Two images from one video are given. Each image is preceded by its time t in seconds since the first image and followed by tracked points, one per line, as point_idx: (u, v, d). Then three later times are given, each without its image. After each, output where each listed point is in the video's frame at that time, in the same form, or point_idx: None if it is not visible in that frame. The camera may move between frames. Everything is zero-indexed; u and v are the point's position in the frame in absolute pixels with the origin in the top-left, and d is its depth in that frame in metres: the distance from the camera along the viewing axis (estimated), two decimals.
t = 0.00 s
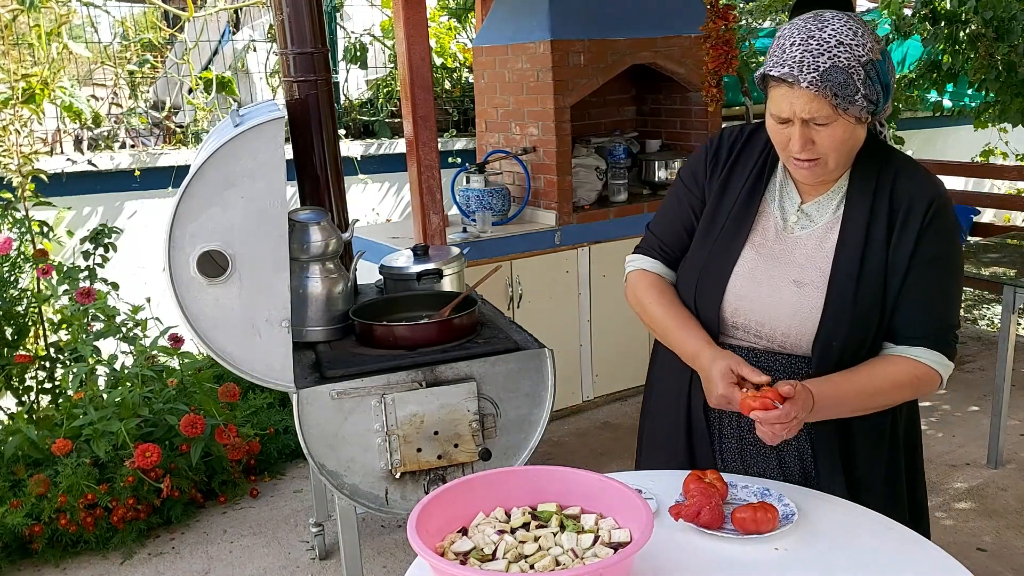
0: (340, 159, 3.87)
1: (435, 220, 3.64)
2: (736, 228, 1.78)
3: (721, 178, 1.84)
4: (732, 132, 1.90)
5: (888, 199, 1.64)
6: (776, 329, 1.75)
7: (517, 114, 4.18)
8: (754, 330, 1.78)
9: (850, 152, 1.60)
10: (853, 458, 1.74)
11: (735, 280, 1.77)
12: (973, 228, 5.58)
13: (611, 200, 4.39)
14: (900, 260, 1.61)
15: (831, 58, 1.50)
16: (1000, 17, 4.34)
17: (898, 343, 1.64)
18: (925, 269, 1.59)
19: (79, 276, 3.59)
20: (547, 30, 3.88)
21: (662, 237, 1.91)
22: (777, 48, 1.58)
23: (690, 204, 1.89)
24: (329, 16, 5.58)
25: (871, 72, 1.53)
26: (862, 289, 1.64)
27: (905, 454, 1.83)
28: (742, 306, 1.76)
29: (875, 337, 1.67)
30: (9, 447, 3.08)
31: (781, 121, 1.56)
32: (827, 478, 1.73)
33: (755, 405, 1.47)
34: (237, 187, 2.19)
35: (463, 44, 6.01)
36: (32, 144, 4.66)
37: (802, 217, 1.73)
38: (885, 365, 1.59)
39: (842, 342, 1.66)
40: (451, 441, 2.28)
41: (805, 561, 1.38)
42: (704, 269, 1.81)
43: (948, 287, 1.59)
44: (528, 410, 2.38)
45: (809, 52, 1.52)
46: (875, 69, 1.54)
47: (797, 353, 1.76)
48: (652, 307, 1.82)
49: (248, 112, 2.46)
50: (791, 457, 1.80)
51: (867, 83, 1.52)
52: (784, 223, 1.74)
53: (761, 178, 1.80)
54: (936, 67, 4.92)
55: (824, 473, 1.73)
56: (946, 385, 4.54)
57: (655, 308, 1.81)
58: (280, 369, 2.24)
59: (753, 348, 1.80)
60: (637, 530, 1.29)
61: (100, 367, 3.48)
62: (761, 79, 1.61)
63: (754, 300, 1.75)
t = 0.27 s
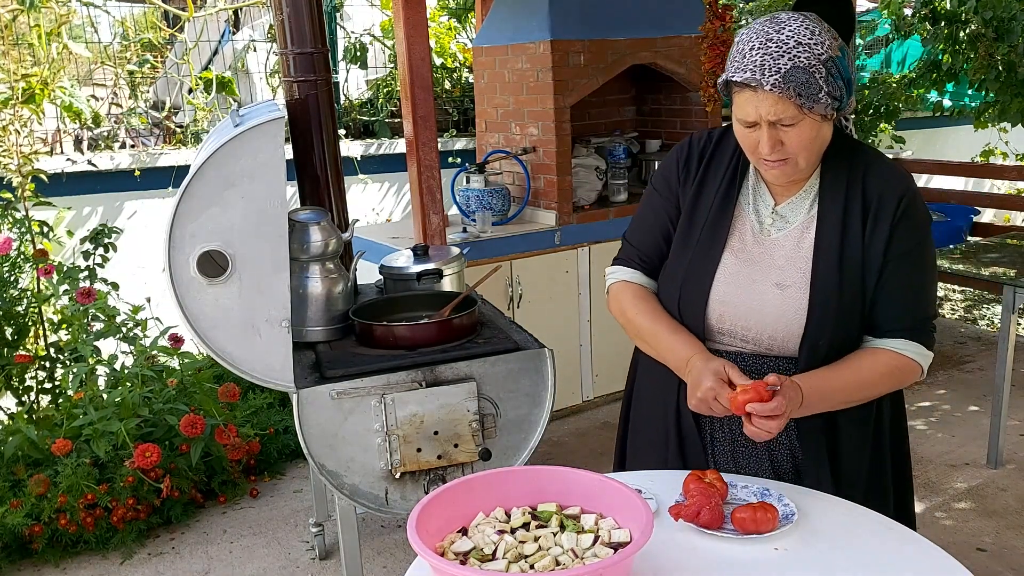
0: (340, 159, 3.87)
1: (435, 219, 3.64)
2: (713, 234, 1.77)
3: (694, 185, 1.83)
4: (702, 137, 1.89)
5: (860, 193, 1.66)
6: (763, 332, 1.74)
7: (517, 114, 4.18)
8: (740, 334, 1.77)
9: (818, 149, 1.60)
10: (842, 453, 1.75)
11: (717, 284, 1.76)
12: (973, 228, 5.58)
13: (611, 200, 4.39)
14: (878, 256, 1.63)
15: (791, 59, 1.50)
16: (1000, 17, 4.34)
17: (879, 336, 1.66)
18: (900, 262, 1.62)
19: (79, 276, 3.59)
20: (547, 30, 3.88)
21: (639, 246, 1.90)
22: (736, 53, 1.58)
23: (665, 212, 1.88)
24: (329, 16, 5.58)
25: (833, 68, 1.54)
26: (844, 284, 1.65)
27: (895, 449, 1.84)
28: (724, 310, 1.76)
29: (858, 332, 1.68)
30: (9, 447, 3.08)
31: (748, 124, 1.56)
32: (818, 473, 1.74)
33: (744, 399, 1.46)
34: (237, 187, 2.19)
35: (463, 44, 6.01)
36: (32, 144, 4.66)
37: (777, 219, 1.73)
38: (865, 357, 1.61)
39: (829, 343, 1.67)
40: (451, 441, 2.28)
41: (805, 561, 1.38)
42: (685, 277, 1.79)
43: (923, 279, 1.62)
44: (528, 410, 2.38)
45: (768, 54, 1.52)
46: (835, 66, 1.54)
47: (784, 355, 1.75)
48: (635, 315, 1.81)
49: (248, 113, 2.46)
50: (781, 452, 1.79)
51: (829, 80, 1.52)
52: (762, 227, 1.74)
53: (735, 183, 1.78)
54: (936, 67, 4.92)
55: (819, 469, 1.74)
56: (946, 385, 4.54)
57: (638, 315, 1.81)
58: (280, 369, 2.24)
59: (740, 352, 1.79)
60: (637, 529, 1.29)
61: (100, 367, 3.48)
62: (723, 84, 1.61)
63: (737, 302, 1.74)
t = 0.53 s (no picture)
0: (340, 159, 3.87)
1: (435, 219, 3.63)
2: (709, 237, 1.77)
3: (691, 187, 1.83)
4: (699, 138, 1.89)
5: (858, 193, 1.66)
6: (762, 333, 1.74)
7: (517, 114, 4.18)
8: (736, 336, 1.77)
9: (815, 149, 1.60)
10: (840, 450, 1.75)
11: (713, 287, 1.76)
12: (973, 228, 5.58)
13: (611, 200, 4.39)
14: (876, 257, 1.63)
15: (785, 61, 1.50)
16: (1000, 17, 4.35)
17: (881, 336, 1.66)
18: (900, 262, 1.62)
19: (79, 276, 3.59)
20: (547, 30, 3.88)
21: (636, 250, 1.91)
22: (731, 55, 1.58)
23: (662, 214, 1.88)
24: (329, 16, 5.58)
25: (827, 70, 1.53)
26: (842, 286, 1.65)
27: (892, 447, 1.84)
28: (721, 312, 1.76)
29: (857, 332, 1.68)
30: (9, 447, 3.08)
31: (743, 125, 1.56)
32: (817, 471, 1.73)
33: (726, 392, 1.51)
34: (236, 188, 2.19)
35: (463, 44, 6.01)
36: (31, 144, 4.66)
37: (775, 221, 1.73)
38: (872, 363, 1.60)
39: (826, 345, 1.67)
40: (451, 441, 2.28)
41: (805, 562, 1.38)
42: (682, 280, 1.80)
43: (923, 280, 1.62)
44: (528, 410, 2.38)
45: (763, 56, 1.51)
46: (831, 67, 1.54)
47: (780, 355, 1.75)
48: (627, 313, 1.82)
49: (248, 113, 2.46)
50: (776, 447, 1.79)
51: (825, 81, 1.52)
52: (758, 230, 1.74)
53: (731, 185, 1.78)
54: (936, 67, 4.92)
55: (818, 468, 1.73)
56: (946, 385, 4.54)
57: (627, 312, 1.82)
58: (280, 369, 2.24)
59: (737, 352, 1.78)
60: (637, 529, 1.29)
61: (100, 367, 3.48)
62: (718, 86, 1.61)
63: (735, 305, 1.74)
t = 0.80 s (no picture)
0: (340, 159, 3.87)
1: (435, 219, 3.63)
2: (705, 239, 1.79)
3: (689, 188, 1.84)
4: (701, 139, 1.90)
5: (855, 195, 1.64)
6: (762, 332, 1.74)
7: (517, 113, 4.18)
8: (732, 336, 1.79)
9: (808, 150, 1.60)
10: (838, 451, 1.75)
11: (707, 288, 1.78)
12: (973, 228, 5.58)
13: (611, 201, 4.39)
14: (871, 258, 1.62)
15: (776, 60, 1.51)
16: (1000, 17, 4.35)
17: (874, 340, 1.65)
18: (895, 265, 1.60)
19: (79, 276, 3.59)
20: (547, 30, 3.88)
21: (639, 250, 1.93)
22: (726, 53, 1.59)
23: (663, 214, 1.90)
24: (329, 16, 5.58)
25: (821, 70, 1.53)
26: (834, 288, 1.65)
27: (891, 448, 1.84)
28: (715, 312, 1.78)
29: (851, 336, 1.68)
30: (9, 446, 3.08)
31: (734, 123, 1.58)
32: (813, 472, 1.73)
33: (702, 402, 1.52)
34: (236, 188, 2.19)
35: (463, 44, 6.01)
36: (31, 143, 4.66)
37: (771, 222, 1.74)
38: (862, 366, 1.60)
39: (819, 346, 1.67)
40: (451, 441, 2.28)
41: (805, 562, 1.38)
42: (678, 280, 1.82)
43: (920, 283, 1.61)
44: (528, 410, 2.38)
45: (754, 55, 1.52)
46: (823, 69, 1.54)
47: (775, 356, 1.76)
48: (629, 313, 1.85)
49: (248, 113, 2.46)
50: (772, 448, 1.80)
51: (816, 82, 1.52)
52: (755, 229, 1.75)
53: (729, 187, 1.79)
54: (936, 67, 4.92)
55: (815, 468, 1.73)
56: (946, 385, 4.54)
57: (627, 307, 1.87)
58: (280, 369, 2.24)
59: (732, 354, 1.81)
60: (636, 529, 1.29)
61: (100, 367, 3.48)
62: (713, 83, 1.62)
63: (728, 306, 1.76)
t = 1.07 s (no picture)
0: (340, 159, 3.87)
1: (435, 219, 3.63)
2: (683, 246, 1.81)
3: (670, 194, 1.87)
4: (684, 145, 1.93)
5: (829, 199, 1.65)
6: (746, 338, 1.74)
7: (517, 114, 4.18)
8: (711, 339, 1.80)
9: (779, 154, 1.62)
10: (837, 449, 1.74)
11: (686, 292, 1.80)
12: (973, 228, 5.58)
13: (611, 201, 4.39)
14: (842, 260, 1.62)
15: (740, 69, 1.52)
16: (1000, 17, 4.35)
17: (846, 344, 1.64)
18: (866, 268, 1.59)
19: (79, 276, 3.58)
20: (547, 30, 3.88)
21: (627, 257, 1.97)
22: (696, 61, 1.61)
23: (646, 221, 1.93)
24: (329, 16, 5.58)
25: (788, 78, 1.53)
26: (808, 293, 1.65)
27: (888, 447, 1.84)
28: (693, 317, 1.80)
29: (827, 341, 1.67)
30: (9, 446, 3.08)
31: (705, 131, 1.60)
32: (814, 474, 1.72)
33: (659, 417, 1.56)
34: (235, 188, 2.18)
35: (463, 44, 6.01)
36: (31, 144, 4.67)
37: (749, 226, 1.75)
38: (830, 369, 1.60)
39: (794, 350, 1.67)
40: (451, 441, 2.28)
41: (805, 562, 1.38)
42: (658, 287, 1.85)
43: (893, 286, 1.58)
44: (528, 410, 2.38)
45: (720, 64, 1.53)
46: (791, 74, 1.54)
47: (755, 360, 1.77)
48: (614, 320, 1.92)
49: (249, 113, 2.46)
50: (758, 449, 1.81)
51: (782, 89, 1.52)
52: (733, 233, 1.76)
53: (707, 193, 1.82)
54: (936, 67, 4.91)
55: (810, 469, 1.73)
56: (946, 385, 4.54)
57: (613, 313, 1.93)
58: (280, 369, 2.24)
59: (712, 356, 1.82)
60: (636, 529, 1.29)
61: (100, 367, 3.48)
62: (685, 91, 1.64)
63: (706, 311, 1.77)
